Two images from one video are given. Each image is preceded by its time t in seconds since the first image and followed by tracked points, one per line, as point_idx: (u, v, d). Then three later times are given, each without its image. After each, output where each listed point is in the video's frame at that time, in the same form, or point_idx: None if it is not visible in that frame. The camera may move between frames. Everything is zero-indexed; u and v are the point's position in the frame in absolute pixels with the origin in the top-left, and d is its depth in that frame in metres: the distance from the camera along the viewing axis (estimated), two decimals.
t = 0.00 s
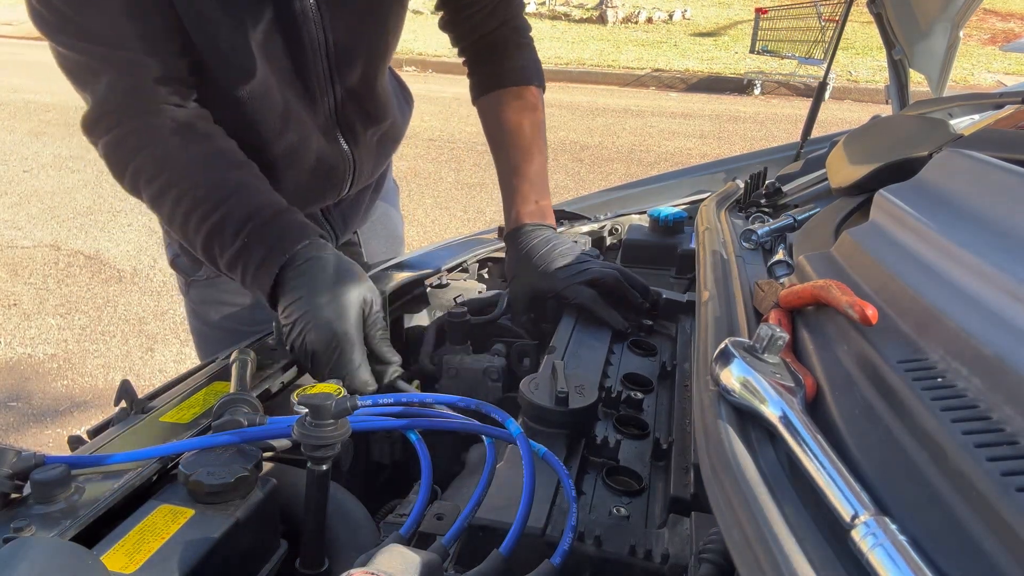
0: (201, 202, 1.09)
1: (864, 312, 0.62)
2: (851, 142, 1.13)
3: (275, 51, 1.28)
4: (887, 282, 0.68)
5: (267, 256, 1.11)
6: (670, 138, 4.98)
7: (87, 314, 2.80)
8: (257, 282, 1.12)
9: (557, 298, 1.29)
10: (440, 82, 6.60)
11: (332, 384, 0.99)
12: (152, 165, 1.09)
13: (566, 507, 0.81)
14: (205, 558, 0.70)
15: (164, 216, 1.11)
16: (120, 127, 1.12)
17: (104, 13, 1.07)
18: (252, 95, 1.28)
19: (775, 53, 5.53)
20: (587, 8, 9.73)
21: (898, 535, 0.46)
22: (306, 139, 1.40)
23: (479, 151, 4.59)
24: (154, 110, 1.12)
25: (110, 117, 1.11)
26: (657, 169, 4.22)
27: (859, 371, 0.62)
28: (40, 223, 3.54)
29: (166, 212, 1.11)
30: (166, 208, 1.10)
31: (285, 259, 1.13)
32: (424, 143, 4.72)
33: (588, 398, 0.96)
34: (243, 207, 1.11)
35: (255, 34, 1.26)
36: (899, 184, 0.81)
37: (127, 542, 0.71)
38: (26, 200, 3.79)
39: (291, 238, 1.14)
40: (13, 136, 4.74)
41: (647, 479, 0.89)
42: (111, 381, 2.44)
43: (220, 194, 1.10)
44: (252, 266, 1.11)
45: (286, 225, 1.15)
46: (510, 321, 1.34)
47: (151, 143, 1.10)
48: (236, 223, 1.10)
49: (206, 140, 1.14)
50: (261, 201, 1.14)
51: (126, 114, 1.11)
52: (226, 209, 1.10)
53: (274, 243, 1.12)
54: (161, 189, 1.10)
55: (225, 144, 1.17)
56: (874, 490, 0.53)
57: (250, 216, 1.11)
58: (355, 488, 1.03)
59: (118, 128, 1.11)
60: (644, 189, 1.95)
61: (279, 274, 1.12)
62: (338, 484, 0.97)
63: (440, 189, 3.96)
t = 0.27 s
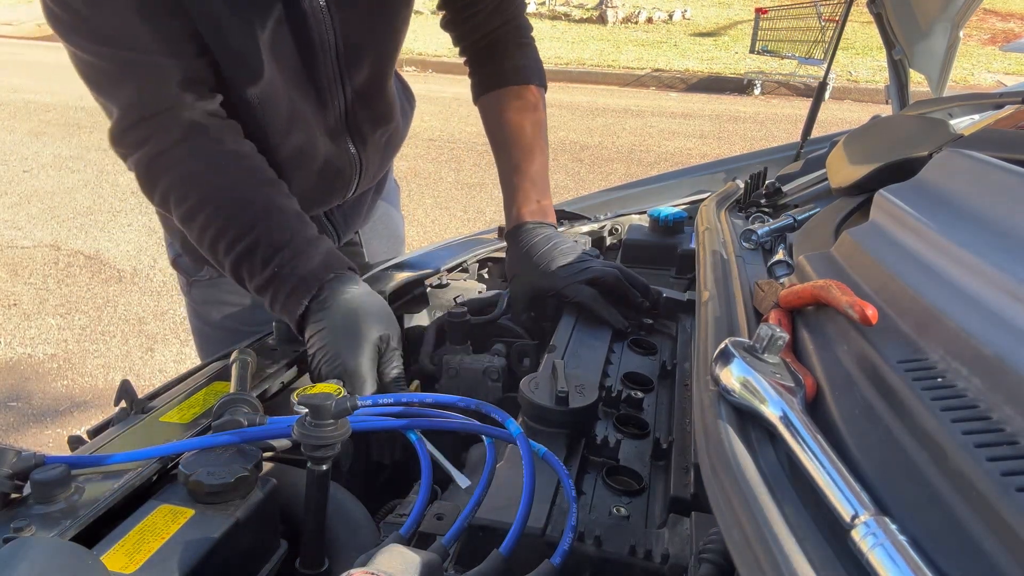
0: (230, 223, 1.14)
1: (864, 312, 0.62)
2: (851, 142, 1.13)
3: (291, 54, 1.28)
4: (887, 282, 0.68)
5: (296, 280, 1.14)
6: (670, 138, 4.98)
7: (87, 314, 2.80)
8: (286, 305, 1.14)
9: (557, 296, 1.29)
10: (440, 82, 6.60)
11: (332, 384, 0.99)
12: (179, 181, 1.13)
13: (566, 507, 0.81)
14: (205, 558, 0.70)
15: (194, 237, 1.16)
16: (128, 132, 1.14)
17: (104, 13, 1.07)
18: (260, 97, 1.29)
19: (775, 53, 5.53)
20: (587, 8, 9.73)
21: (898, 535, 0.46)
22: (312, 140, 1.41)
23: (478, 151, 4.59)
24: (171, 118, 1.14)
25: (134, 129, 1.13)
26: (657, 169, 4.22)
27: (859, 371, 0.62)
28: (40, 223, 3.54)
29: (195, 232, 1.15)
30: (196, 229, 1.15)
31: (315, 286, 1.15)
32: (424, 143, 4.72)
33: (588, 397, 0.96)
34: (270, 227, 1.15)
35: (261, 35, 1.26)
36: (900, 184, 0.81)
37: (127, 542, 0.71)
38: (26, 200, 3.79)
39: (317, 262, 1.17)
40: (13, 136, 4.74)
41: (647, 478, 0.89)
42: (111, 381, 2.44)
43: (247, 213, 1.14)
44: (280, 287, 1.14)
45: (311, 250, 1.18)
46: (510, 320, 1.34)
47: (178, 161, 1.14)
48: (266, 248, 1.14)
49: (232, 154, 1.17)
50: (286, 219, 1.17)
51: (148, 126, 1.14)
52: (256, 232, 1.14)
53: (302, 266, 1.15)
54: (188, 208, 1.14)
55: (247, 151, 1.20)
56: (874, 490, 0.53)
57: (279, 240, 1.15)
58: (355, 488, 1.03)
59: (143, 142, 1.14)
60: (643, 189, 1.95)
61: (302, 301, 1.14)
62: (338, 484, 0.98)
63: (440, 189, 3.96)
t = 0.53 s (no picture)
0: (260, 241, 1.15)
1: (864, 312, 0.62)
2: (851, 142, 1.13)
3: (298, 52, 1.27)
4: (887, 282, 0.68)
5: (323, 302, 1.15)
6: (670, 138, 4.98)
7: (87, 314, 2.80)
8: (313, 323, 1.15)
9: (557, 296, 1.29)
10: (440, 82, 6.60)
11: (332, 384, 0.99)
12: (211, 196, 1.14)
13: (566, 507, 0.81)
14: (205, 558, 0.69)
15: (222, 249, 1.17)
16: (147, 142, 1.15)
17: (104, 11, 1.07)
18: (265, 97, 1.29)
19: (775, 53, 5.53)
20: (587, 8, 9.73)
21: (898, 535, 0.46)
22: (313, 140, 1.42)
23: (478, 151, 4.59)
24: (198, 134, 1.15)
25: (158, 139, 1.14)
26: (657, 169, 4.22)
27: (859, 371, 0.62)
28: (40, 223, 3.54)
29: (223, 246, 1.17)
30: (224, 241, 1.16)
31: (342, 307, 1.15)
32: (424, 143, 4.72)
33: (588, 397, 0.96)
34: (298, 248, 1.16)
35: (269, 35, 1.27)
36: (900, 184, 0.81)
37: (127, 542, 0.71)
38: (26, 200, 3.79)
39: (345, 283, 1.18)
40: (13, 136, 4.74)
41: (647, 479, 0.89)
42: (111, 381, 2.44)
43: (277, 233, 1.16)
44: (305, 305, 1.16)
45: (338, 271, 1.19)
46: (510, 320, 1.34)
47: (208, 178, 1.14)
48: (294, 267, 1.15)
49: (258, 170, 1.18)
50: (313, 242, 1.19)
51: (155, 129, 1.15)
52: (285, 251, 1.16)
53: (329, 287, 1.16)
54: (216, 223, 1.15)
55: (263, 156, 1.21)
56: (875, 490, 0.53)
57: (308, 260, 1.17)
58: (354, 488, 1.03)
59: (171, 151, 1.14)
60: (643, 189, 1.95)
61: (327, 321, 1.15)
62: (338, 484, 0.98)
63: (440, 189, 3.96)
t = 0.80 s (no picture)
0: (273, 247, 1.15)
1: (864, 312, 0.62)
2: (851, 142, 1.13)
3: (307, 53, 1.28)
4: (888, 282, 0.68)
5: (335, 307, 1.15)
6: (670, 138, 4.98)
7: (87, 314, 2.80)
8: (325, 328, 1.15)
9: (557, 296, 1.29)
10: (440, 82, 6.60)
11: (332, 384, 0.99)
12: (225, 202, 1.14)
13: (566, 507, 0.80)
14: (205, 558, 0.69)
15: (235, 254, 1.17)
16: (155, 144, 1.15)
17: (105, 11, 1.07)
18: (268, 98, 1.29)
19: (775, 53, 5.53)
20: (587, 8, 9.73)
21: (898, 535, 0.46)
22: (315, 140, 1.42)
23: (478, 151, 4.59)
24: (212, 139, 1.14)
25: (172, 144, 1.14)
26: (657, 169, 4.22)
27: (859, 371, 0.62)
28: (40, 223, 3.54)
29: (236, 252, 1.17)
30: (238, 247, 1.16)
31: (354, 311, 1.15)
32: (424, 143, 4.72)
33: (588, 397, 0.96)
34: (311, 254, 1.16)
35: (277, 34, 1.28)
36: (900, 184, 0.81)
37: (127, 542, 0.71)
38: (27, 200, 3.79)
39: (357, 288, 1.18)
40: (13, 136, 4.74)
41: (647, 479, 0.89)
42: (111, 381, 2.44)
43: (290, 240, 1.16)
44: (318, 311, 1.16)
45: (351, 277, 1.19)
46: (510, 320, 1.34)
47: (219, 181, 1.14)
48: (306, 273, 1.16)
49: (273, 177, 1.18)
50: (325, 249, 1.19)
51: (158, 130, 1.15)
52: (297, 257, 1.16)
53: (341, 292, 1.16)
54: (230, 229, 1.15)
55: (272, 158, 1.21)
56: (874, 490, 0.53)
57: (320, 265, 1.17)
58: (354, 488, 1.03)
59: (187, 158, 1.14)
60: (643, 189, 1.95)
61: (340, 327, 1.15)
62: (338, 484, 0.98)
63: (440, 189, 3.96)
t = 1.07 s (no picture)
0: (278, 256, 1.15)
1: (864, 312, 0.62)
2: (851, 142, 1.13)
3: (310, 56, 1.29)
4: (888, 281, 0.68)
5: (338, 315, 1.14)
6: (670, 138, 4.98)
7: (87, 314, 2.80)
8: (327, 336, 1.15)
9: (557, 296, 1.29)
10: (440, 82, 6.60)
11: (332, 384, 0.99)
12: (234, 210, 1.14)
13: (566, 507, 0.80)
14: (205, 558, 0.69)
15: (240, 262, 1.17)
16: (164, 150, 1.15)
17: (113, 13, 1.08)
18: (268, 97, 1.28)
19: (774, 53, 5.52)
20: (587, 8, 9.73)
21: (898, 535, 0.46)
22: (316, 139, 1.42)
23: (478, 151, 4.59)
24: (220, 145, 1.15)
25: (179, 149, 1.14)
26: (658, 169, 4.22)
27: (859, 371, 0.62)
28: (40, 223, 3.54)
29: (241, 261, 1.17)
30: (243, 255, 1.16)
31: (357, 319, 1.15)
32: (424, 143, 4.72)
33: (588, 397, 0.96)
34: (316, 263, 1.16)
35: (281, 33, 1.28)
36: (899, 184, 0.81)
37: (126, 542, 0.71)
38: (27, 200, 3.79)
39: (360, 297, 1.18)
40: (13, 137, 4.74)
41: (647, 479, 0.89)
42: (111, 381, 2.44)
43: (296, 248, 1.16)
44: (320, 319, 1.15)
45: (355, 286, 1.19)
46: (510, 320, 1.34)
47: (228, 187, 1.15)
48: (310, 281, 1.15)
49: (279, 184, 1.18)
50: (330, 258, 1.19)
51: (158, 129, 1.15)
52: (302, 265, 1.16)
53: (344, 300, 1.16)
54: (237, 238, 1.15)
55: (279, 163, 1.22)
56: (875, 491, 0.53)
57: (325, 273, 1.17)
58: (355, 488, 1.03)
59: (195, 164, 1.14)
60: (644, 189, 1.95)
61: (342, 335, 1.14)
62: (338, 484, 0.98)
63: (440, 189, 3.96)
